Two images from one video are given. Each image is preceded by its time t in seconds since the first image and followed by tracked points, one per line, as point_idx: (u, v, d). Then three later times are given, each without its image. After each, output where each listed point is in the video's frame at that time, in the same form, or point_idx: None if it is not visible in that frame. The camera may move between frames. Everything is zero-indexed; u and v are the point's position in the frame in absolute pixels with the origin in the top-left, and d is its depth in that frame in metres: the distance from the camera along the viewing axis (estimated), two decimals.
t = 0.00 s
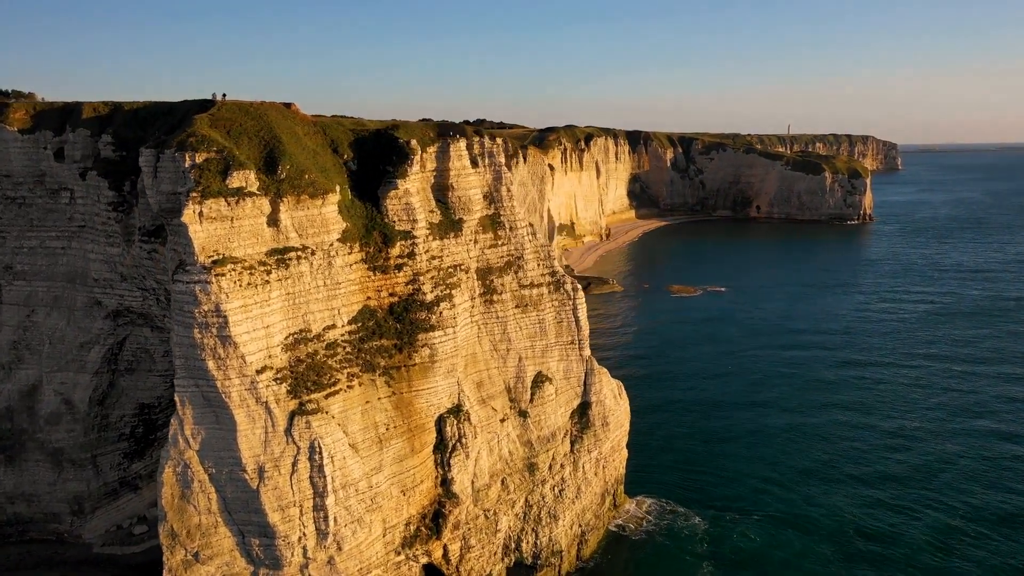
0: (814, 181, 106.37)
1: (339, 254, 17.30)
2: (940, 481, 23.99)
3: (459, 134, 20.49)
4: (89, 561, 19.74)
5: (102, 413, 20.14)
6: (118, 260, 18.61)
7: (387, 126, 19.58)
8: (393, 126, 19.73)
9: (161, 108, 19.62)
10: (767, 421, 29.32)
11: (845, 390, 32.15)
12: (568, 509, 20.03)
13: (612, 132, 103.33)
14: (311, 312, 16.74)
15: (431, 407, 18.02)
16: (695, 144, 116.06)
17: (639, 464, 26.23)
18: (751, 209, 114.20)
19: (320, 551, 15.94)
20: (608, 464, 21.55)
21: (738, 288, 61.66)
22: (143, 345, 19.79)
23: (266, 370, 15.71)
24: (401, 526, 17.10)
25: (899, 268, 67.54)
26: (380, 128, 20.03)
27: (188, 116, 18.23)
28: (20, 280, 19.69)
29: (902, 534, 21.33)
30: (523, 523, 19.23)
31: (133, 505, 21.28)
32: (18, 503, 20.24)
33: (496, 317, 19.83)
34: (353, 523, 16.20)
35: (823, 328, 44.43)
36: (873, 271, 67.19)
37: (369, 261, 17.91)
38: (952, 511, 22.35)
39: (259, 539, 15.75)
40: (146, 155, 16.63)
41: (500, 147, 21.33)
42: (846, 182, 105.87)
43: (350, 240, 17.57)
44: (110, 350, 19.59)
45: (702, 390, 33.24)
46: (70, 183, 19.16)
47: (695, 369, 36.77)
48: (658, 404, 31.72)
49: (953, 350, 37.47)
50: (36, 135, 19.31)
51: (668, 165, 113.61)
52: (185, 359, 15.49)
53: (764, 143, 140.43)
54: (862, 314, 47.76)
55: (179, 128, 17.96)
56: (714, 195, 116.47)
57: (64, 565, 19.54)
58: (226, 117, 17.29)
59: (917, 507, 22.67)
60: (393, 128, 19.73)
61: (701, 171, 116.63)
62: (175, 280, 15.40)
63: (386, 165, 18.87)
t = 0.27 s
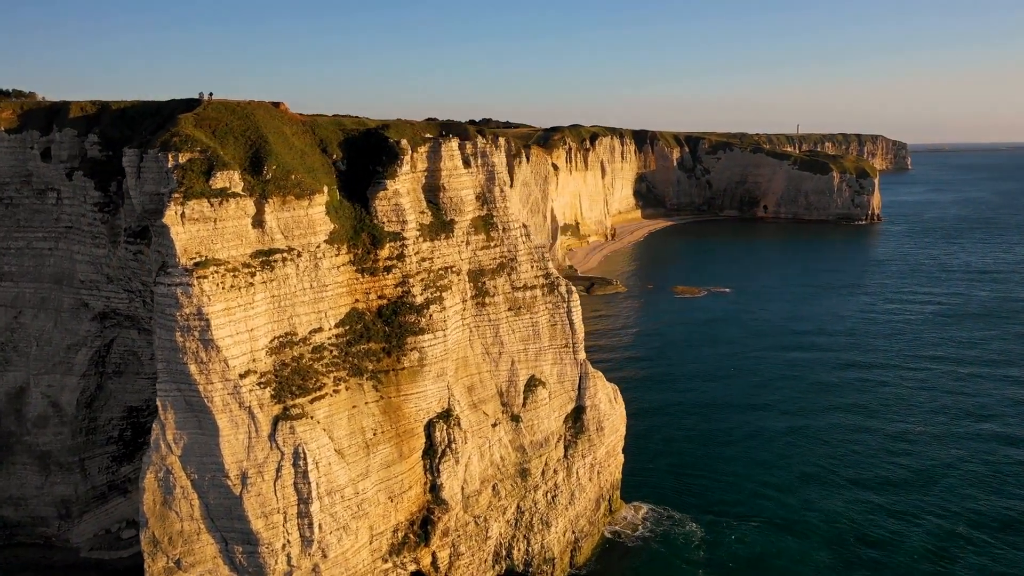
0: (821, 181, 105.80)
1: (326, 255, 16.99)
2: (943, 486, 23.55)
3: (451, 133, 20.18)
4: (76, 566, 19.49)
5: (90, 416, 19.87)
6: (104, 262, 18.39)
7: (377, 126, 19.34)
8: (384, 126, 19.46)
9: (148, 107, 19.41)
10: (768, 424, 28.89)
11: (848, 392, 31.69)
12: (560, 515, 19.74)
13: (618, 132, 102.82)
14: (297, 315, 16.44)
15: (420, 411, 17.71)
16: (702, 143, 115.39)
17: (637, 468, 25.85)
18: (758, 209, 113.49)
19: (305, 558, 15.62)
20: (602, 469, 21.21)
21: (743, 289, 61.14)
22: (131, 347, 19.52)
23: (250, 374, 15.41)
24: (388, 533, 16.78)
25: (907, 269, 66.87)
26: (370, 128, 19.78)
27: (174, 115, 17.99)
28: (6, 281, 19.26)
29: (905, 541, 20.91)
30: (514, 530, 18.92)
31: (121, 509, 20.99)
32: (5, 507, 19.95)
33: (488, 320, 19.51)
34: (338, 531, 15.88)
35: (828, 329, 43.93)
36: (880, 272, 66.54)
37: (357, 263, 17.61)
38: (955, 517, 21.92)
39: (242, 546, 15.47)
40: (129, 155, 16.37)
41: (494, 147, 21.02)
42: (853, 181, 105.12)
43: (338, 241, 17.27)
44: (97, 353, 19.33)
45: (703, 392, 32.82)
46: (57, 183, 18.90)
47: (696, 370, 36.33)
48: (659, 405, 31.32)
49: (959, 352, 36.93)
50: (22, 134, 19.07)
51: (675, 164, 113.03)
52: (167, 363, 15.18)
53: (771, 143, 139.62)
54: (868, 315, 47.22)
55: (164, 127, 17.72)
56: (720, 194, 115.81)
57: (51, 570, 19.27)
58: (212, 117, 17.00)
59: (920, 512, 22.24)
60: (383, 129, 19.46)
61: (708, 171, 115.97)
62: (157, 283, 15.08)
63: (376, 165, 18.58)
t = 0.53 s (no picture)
0: (829, 181, 104.82)
1: (312, 257, 16.69)
2: (946, 491, 23.11)
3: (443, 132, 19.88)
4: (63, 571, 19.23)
5: (77, 419, 19.61)
6: (90, 263, 18.13)
7: (367, 127, 19.11)
8: (374, 127, 19.21)
9: (135, 106, 19.16)
10: (770, 426, 28.44)
11: (852, 394, 31.21)
12: (553, 522, 19.42)
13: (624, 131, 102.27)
14: (282, 318, 16.14)
15: (408, 417, 17.40)
16: (709, 143, 114.70)
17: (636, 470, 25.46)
18: (765, 209, 112.71)
19: (288, 566, 15.30)
20: (596, 474, 20.87)
21: (749, 289, 60.61)
22: (119, 349, 19.26)
23: (232, 378, 15.11)
24: (375, 540, 16.46)
25: (915, 270, 66.15)
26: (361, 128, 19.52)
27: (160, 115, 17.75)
28: None
29: (906, 548, 20.50)
30: (505, 537, 18.57)
31: (110, 513, 20.73)
32: None
33: (480, 323, 19.18)
34: (323, 538, 15.55)
35: (833, 331, 43.39)
36: (887, 273, 65.84)
37: (344, 265, 17.30)
38: (958, 524, 21.48)
39: (224, 554, 15.17)
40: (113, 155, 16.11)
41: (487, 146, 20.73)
42: (862, 181, 104.21)
43: (325, 243, 16.98)
44: (84, 355, 19.08)
45: (704, 393, 32.42)
46: (43, 183, 18.67)
47: (698, 372, 35.88)
48: (659, 407, 30.94)
49: (966, 354, 36.39)
50: (9, 134, 18.86)
51: (681, 164, 112.46)
52: (148, 366, 14.91)
53: (779, 143, 138.71)
54: (873, 317, 46.64)
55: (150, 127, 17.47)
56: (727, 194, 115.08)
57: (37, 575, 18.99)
58: (196, 116, 16.73)
59: (922, 518, 21.81)
60: (373, 129, 19.21)
61: (715, 171, 115.28)
62: (138, 285, 14.79)
63: (366, 166, 18.32)
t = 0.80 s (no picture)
0: (836, 180, 104.15)
1: (300, 259, 16.43)
2: (949, 496, 22.72)
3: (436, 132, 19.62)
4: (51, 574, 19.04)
5: (66, 422, 19.40)
6: (77, 264, 17.93)
7: (358, 127, 18.88)
8: (365, 126, 18.96)
9: (124, 105, 18.97)
10: (770, 428, 28.08)
11: (854, 396, 30.80)
12: (545, 528, 19.14)
13: (629, 131, 101.78)
14: (269, 321, 15.89)
15: (397, 421, 17.13)
16: (715, 142, 114.10)
17: (633, 473, 25.14)
18: (772, 208, 112.02)
19: (274, 573, 15.03)
20: (592, 479, 20.57)
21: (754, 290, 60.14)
22: (107, 351, 19.03)
23: (217, 381, 14.85)
24: (363, 546, 16.18)
25: (922, 270, 65.52)
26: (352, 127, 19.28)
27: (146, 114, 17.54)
28: None
29: (906, 554, 20.13)
30: (497, 543, 18.28)
31: (100, 516, 20.52)
32: None
33: (472, 325, 18.90)
34: (309, 545, 15.29)
35: (837, 332, 42.92)
36: (894, 273, 65.24)
37: (333, 266, 17.03)
38: (960, 529, 21.10)
39: (208, 560, 14.94)
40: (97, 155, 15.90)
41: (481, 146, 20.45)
42: (869, 181, 103.50)
43: (314, 244, 16.73)
44: (72, 357, 18.86)
45: (705, 395, 32.08)
46: (31, 183, 18.46)
47: (699, 373, 35.50)
48: (659, 409, 30.61)
49: (972, 356, 35.90)
50: None
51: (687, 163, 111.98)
52: (132, 369, 14.68)
53: (786, 142, 137.90)
54: (879, 318, 46.13)
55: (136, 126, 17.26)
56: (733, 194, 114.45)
57: None
58: (183, 115, 16.50)
59: (923, 523, 21.43)
60: (364, 129, 18.96)
61: (721, 170, 114.64)
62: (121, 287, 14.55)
63: (356, 166, 18.08)
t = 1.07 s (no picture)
0: (844, 180, 103.37)
1: (285, 260, 16.13)
2: (952, 501, 22.28)
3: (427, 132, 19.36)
4: None
5: (53, 425, 19.15)
6: (63, 266, 17.72)
7: (348, 127, 18.61)
8: (354, 126, 18.69)
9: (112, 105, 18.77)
10: (771, 431, 27.64)
11: (858, 398, 30.34)
12: (537, 534, 18.83)
13: (635, 130, 101.24)
14: (253, 324, 15.58)
15: (384, 426, 16.82)
16: (723, 142, 113.42)
17: (631, 477, 24.76)
18: (779, 208, 111.27)
19: None
20: (585, 485, 20.23)
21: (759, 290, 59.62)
22: (94, 353, 18.75)
23: (199, 385, 14.54)
24: (349, 554, 15.87)
25: (930, 271, 64.82)
26: (341, 127, 19.03)
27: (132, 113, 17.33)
28: None
29: (908, 562, 19.68)
30: (487, 550, 17.98)
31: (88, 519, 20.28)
32: None
33: (463, 328, 18.60)
34: (293, 552, 14.99)
35: (842, 333, 42.40)
36: (902, 274, 64.58)
37: (320, 268, 16.73)
38: (963, 536, 20.66)
39: (189, 567, 14.67)
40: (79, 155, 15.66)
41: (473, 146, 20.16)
42: (878, 181, 102.69)
43: (300, 245, 16.44)
44: (58, 360, 18.60)
45: (706, 396, 31.67)
46: (16, 183, 18.15)
47: (701, 374, 35.06)
48: (659, 410, 30.21)
49: (978, 358, 35.36)
50: None
51: (694, 163, 111.43)
52: (112, 373, 14.38)
53: (794, 141, 137.03)
54: (885, 319, 45.57)
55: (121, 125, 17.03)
56: (741, 193, 113.73)
57: None
58: (167, 115, 16.24)
59: (926, 530, 20.97)
60: (353, 129, 18.70)
61: (728, 170, 113.96)
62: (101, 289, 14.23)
63: (345, 166, 17.80)
